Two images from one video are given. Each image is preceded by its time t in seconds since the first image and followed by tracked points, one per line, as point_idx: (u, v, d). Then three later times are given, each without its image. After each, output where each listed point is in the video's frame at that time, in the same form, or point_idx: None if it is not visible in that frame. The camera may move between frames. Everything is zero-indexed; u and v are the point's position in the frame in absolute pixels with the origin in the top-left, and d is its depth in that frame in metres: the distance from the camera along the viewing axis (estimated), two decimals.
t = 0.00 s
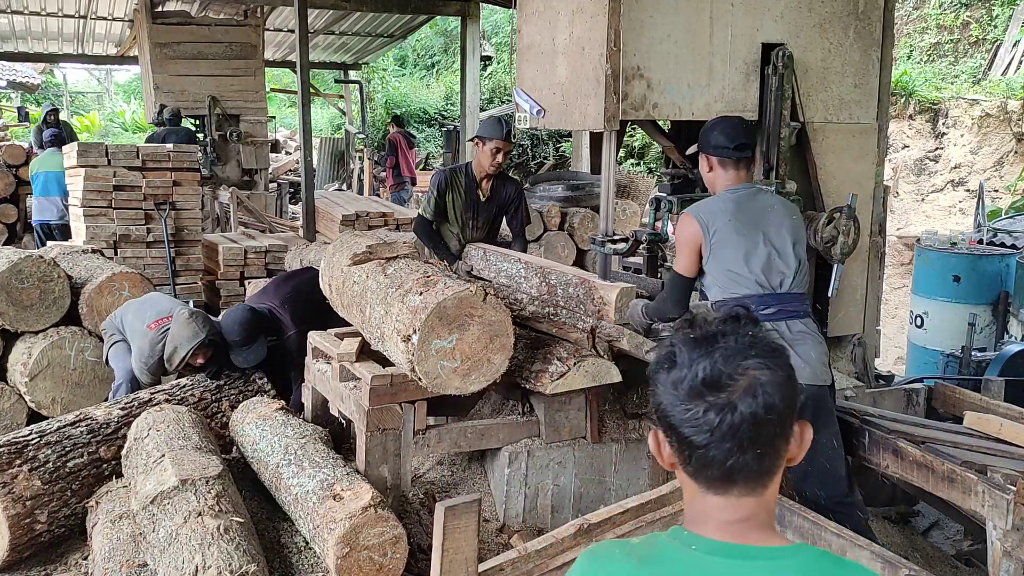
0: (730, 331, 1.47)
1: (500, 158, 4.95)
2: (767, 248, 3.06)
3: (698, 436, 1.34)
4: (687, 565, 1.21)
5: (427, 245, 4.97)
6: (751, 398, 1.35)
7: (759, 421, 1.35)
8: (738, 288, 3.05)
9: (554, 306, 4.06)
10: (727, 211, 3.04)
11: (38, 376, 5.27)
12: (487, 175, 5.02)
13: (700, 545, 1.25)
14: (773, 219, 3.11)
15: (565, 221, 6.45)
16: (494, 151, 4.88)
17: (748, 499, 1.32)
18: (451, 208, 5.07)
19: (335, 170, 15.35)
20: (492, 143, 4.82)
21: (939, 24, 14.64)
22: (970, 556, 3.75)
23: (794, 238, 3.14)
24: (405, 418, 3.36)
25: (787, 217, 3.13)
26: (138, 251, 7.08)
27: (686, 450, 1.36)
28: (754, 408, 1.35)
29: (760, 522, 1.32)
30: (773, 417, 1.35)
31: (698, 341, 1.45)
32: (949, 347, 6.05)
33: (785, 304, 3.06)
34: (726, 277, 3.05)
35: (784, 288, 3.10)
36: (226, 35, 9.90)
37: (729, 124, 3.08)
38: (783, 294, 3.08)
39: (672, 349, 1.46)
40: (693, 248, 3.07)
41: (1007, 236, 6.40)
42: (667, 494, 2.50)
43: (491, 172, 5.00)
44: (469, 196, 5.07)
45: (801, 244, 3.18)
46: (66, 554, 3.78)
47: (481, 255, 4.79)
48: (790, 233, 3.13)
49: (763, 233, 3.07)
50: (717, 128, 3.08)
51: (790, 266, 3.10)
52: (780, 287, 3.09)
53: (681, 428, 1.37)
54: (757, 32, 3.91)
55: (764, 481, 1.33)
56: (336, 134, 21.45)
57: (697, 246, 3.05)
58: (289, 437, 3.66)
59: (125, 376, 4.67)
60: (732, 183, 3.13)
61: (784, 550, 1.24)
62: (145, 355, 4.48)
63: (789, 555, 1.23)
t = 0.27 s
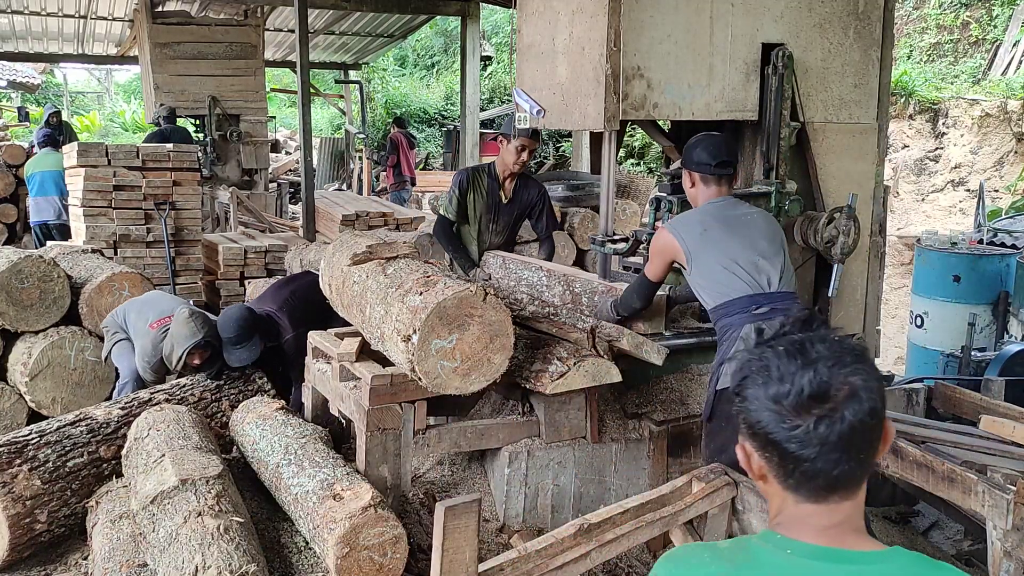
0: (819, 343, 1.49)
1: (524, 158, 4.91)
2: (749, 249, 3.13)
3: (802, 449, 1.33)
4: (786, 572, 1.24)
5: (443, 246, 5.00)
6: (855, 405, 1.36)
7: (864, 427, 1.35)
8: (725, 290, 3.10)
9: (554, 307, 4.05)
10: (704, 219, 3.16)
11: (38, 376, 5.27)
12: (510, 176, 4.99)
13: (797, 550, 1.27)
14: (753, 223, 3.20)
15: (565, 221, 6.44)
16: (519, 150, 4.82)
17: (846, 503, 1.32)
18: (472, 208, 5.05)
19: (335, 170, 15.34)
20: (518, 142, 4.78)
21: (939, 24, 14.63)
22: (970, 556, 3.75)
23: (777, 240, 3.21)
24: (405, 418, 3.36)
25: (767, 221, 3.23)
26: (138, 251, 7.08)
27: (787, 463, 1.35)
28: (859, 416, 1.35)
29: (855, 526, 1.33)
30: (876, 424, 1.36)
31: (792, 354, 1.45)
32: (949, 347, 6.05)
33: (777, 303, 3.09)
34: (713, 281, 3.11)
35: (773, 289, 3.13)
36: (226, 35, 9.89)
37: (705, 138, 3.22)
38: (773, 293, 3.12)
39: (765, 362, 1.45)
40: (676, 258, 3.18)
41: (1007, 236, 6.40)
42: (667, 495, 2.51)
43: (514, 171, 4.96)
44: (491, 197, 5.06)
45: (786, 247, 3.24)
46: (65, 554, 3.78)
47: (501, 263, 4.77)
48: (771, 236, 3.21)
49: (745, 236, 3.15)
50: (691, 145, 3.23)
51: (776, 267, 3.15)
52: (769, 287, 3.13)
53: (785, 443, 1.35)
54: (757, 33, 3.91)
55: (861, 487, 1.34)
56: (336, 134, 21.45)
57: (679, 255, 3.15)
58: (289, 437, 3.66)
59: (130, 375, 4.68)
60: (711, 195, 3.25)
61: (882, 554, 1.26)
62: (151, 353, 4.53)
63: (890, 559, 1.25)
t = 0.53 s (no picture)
0: (870, 346, 1.50)
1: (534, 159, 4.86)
2: (761, 254, 3.08)
3: (851, 451, 1.33)
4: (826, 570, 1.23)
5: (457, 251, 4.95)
6: (905, 408, 1.37)
7: (914, 429, 1.36)
8: (735, 295, 3.06)
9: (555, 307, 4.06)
10: (717, 220, 3.09)
11: (38, 376, 5.27)
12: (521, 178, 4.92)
13: (837, 548, 1.27)
14: (766, 226, 3.13)
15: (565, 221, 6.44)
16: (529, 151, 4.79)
17: (888, 504, 1.32)
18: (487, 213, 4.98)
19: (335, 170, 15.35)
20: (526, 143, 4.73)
21: (939, 24, 14.63)
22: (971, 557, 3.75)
23: (790, 244, 3.15)
24: (405, 418, 3.36)
25: (780, 223, 3.16)
26: (138, 251, 7.08)
27: (833, 464, 1.35)
28: (909, 419, 1.36)
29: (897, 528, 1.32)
30: (924, 426, 1.37)
31: (844, 357, 1.45)
32: (948, 347, 6.05)
33: (788, 309, 3.05)
34: (723, 285, 3.06)
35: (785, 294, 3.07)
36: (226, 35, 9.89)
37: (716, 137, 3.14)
38: (785, 299, 3.07)
39: (818, 366, 1.46)
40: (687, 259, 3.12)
41: (1008, 236, 6.40)
42: (667, 495, 2.51)
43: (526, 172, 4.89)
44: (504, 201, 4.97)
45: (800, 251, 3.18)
46: (65, 554, 3.77)
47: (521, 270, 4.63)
48: (784, 240, 3.14)
49: (757, 241, 3.09)
50: (706, 144, 3.15)
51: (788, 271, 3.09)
52: (782, 292, 3.07)
53: (833, 445, 1.35)
54: (757, 32, 3.90)
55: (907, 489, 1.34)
56: (335, 134, 21.46)
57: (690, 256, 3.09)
58: (289, 437, 3.66)
59: (130, 374, 4.67)
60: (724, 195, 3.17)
61: (920, 556, 1.26)
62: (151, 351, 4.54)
63: (928, 561, 1.24)
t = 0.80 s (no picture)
0: (824, 344, 1.45)
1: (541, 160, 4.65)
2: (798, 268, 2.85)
3: (806, 454, 1.32)
4: None
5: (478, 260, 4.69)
6: (859, 409, 1.34)
7: (868, 430, 1.34)
8: (765, 307, 2.83)
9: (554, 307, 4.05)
10: (758, 223, 2.83)
11: (38, 376, 5.27)
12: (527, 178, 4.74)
13: (802, 554, 1.25)
14: (806, 237, 2.90)
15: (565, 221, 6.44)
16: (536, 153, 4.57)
17: (851, 507, 1.30)
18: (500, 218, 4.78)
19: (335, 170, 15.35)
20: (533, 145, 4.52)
21: (939, 24, 14.63)
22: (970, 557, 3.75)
23: (831, 261, 2.92)
24: (406, 418, 3.36)
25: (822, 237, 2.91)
26: (138, 251, 7.08)
27: (792, 468, 1.33)
28: (863, 419, 1.34)
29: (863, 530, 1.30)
30: (880, 426, 1.35)
31: (797, 358, 1.41)
32: (948, 347, 6.05)
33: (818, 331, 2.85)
34: (754, 295, 2.83)
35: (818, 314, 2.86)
36: (226, 35, 9.89)
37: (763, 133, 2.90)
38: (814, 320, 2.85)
39: (770, 368, 1.43)
40: (719, 259, 2.87)
41: (1007, 236, 6.40)
42: (667, 495, 2.51)
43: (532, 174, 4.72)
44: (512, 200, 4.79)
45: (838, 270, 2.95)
46: (66, 554, 3.78)
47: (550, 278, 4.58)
48: (826, 255, 2.91)
49: (795, 253, 2.86)
50: (751, 136, 2.90)
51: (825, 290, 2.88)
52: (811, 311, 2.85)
53: (790, 449, 1.34)
54: (757, 32, 3.91)
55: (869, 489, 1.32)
56: (336, 134, 21.47)
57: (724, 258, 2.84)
58: (289, 437, 3.66)
59: (132, 372, 4.68)
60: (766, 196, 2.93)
61: (887, 559, 1.24)
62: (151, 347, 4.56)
63: (895, 564, 1.23)
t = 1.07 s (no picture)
0: (765, 345, 1.47)
1: (536, 155, 4.59)
2: (847, 301, 2.55)
3: (750, 456, 1.33)
4: None
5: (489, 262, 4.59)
6: (800, 410, 1.36)
7: (808, 431, 1.35)
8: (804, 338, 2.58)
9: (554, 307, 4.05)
10: (809, 245, 2.57)
11: (38, 376, 5.27)
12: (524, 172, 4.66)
13: (751, 551, 1.24)
14: (865, 267, 2.57)
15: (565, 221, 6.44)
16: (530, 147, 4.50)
17: (797, 505, 1.32)
18: (501, 213, 4.67)
19: (335, 170, 15.34)
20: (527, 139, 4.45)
21: (939, 24, 14.62)
22: (970, 557, 3.75)
23: (891, 297, 2.59)
24: (405, 418, 3.36)
25: (882, 267, 2.58)
26: (138, 251, 7.08)
27: (738, 470, 1.34)
28: (804, 420, 1.36)
29: (809, 528, 1.32)
30: (821, 426, 1.37)
31: (738, 361, 1.42)
32: (949, 347, 6.05)
33: (858, 374, 2.57)
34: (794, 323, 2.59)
35: (863, 355, 2.57)
36: (226, 35, 9.89)
37: (828, 146, 2.60)
38: (857, 360, 2.56)
39: (711, 370, 1.44)
40: (765, 279, 2.63)
41: (1008, 236, 6.40)
42: (667, 495, 2.49)
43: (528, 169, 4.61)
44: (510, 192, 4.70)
45: (899, 305, 2.61)
46: (65, 554, 3.77)
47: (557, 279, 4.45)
48: (886, 291, 2.57)
49: (847, 284, 2.56)
50: (812, 147, 2.61)
51: (876, 330, 2.57)
52: (855, 350, 2.57)
53: (734, 451, 1.35)
54: (757, 32, 3.90)
55: (813, 487, 1.33)
56: (335, 134, 21.47)
57: (767, 278, 2.62)
58: (290, 437, 3.66)
59: (129, 371, 4.66)
60: (825, 216, 2.63)
61: (836, 554, 1.24)
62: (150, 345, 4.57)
63: (844, 558, 1.23)
